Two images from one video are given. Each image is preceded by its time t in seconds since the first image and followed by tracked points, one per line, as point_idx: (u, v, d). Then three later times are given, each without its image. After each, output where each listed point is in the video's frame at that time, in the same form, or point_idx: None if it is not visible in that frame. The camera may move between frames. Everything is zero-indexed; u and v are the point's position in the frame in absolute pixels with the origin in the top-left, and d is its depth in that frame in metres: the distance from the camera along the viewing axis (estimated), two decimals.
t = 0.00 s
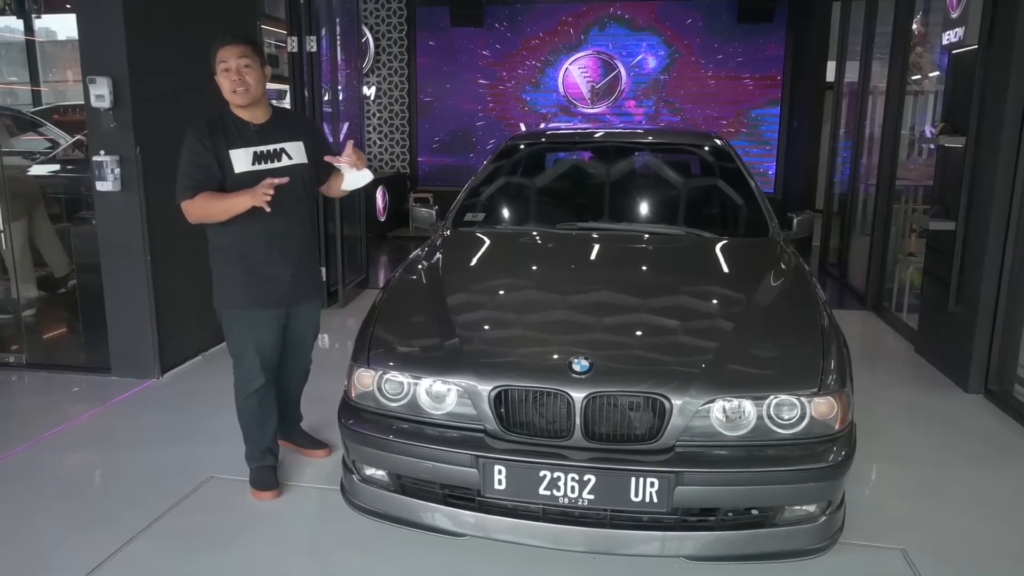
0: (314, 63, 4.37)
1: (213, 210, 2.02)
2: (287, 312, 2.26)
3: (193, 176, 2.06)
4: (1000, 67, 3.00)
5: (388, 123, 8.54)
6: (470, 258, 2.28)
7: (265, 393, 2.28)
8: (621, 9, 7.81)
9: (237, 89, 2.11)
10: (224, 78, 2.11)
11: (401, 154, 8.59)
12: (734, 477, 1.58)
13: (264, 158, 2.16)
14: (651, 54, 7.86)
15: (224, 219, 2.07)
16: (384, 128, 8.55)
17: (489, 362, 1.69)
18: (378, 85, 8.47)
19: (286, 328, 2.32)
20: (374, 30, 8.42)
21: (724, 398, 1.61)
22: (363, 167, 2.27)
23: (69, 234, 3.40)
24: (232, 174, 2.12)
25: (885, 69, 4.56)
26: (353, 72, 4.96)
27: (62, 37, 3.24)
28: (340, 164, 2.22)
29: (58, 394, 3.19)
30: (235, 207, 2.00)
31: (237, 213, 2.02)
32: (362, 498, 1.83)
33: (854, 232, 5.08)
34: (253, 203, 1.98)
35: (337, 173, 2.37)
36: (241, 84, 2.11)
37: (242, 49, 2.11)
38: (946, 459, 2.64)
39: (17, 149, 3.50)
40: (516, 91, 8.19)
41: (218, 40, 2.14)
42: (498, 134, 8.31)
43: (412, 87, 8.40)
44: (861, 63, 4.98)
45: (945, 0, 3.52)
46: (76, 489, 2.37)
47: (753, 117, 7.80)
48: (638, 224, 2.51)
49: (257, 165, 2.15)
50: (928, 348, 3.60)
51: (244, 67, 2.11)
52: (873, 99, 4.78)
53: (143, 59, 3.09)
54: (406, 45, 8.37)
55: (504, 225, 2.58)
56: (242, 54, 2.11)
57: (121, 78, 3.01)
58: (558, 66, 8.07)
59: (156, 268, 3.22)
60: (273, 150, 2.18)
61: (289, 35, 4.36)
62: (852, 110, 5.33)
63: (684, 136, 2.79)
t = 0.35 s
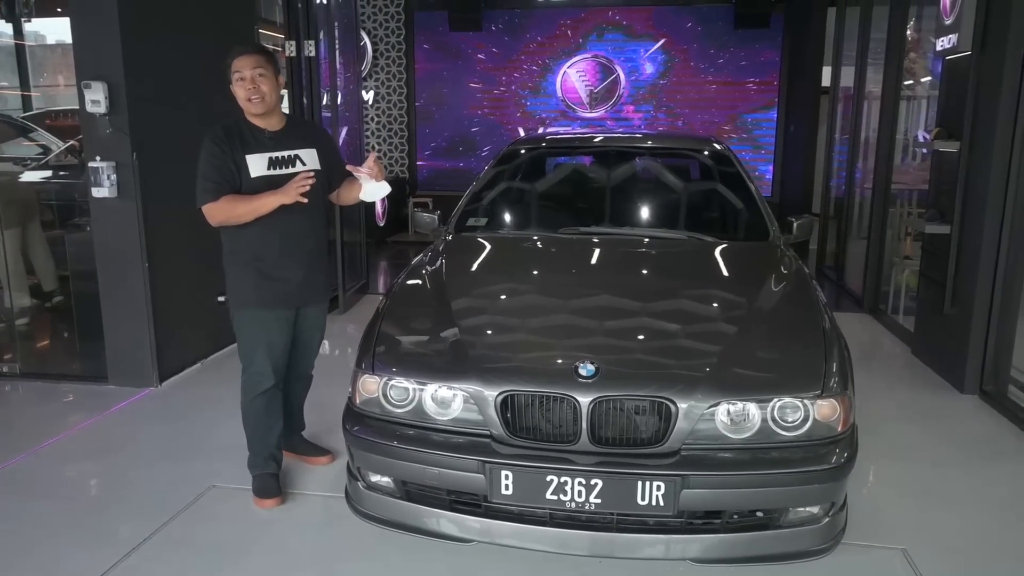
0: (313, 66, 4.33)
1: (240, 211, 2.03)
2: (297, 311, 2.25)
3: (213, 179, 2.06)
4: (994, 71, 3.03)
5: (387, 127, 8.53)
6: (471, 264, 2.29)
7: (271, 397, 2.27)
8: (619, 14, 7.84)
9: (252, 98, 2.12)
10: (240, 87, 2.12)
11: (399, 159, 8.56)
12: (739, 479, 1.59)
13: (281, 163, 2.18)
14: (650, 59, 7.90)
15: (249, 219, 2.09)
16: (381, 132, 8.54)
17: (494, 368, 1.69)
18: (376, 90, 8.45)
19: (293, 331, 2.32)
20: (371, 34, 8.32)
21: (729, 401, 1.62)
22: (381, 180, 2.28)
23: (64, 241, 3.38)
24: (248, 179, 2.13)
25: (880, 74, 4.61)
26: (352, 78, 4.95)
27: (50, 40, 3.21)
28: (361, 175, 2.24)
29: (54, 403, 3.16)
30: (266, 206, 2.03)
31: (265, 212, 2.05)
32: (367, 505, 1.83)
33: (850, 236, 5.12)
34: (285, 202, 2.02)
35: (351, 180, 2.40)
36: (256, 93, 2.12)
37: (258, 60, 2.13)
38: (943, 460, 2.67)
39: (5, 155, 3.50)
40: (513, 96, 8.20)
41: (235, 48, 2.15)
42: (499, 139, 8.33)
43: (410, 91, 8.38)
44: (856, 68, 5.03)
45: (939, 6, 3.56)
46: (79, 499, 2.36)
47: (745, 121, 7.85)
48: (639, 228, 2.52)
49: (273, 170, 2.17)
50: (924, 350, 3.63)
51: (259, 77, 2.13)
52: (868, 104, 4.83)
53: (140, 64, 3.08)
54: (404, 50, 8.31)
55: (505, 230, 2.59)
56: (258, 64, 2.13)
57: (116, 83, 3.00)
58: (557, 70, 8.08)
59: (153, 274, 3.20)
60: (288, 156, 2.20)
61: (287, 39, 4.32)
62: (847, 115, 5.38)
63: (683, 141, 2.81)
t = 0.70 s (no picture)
0: (309, 68, 4.34)
1: (249, 206, 2.02)
2: (300, 309, 2.25)
3: (222, 180, 2.06)
4: (987, 70, 3.07)
5: (383, 129, 8.48)
6: (472, 265, 2.29)
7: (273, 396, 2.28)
8: (614, 14, 7.88)
9: (265, 98, 2.13)
10: (251, 87, 2.13)
11: (398, 160, 8.52)
12: (744, 476, 1.60)
13: (290, 164, 2.19)
14: (645, 59, 7.92)
15: (258, 216, 2.08)
16: (380, 133, 8.48)
17: (499, 368, 1.70)
18: (372, 92, 8.42)
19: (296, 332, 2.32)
20: (367, 36, 8.30)
21: (733, 398, 1.63)
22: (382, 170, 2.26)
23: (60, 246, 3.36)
24: (258, 179, 2.14)
25: (874, 74, 4.64)
26: (349, 79, 4.95)
27: (39, 44, 3.21)
28: (361, 167, 2.22)
29: (52, 409, 3.15)
30: (274, 198, 2.02)
31: (273, 206, 2.04)
32: (373, 508, 1.83)
33: (847, 233, 5.15)
34: (292, 191, 2.01)
35: (354, 178, 2.40)
36: (270, 93, 2.14)
37: (271, 62, 2.16)
38: (941, 455, 2.69)
39: None
40: (507, 97, 8.22)
41: (247, 51, 2.18)
42: (495, 140, 8.34)
43: (409, 91, 8.37)
44: (850, 67, 5.07)
45: (932, 5, 3.59)
46: (81, 505, 2.35)
47: (738, 120, 7.90)
48: (639, 228, 2.53)
49: (283, 170, 2.18)
50: (920, 345, 3.66)
51: (272, 79, 2.15)
52: (862, 103, 4.87)
53: (135, 68, 3.06)
54: (401, 51, 8.30)
55: (506, 231, 2.60)
56: (271, 66, 2.15)
57: (112, 86, 2.98)
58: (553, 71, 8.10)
59: (150, 279, 3.19)
60: (297, 157, 2.21)
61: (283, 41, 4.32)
62: (842, 115, 5.42)
63: (682, 140, 2.82)
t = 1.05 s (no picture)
0: (303, 68, 4.37)
1: (234, 201, 2.00)
2: (295, 309, 2.25)
3: (218, 178, 2.06)
4: (978, 71, 3.10)
5: (376, 129, 8.43)
6: (468, 265, 2.29)
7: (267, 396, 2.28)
8: (606, 15, 7.88)
9: (267, 96, 2.13)
10: (253, 85, 2.13)
11: (392, 160, 8.47)
12: (742, 475, 1.61)
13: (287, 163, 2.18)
14: (637, 60, 7.95)
15: (243, 212, 2.06)
16: (372, 133, 8.43)
17: (498, 369, 1.70)
18: (365, 91, 8.35)
19: (291, 333, 2.31)
20: (360, 35, 8.30)
21: (731, 398, 1.64)
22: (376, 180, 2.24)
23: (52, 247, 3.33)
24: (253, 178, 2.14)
25: (865, 76, 4.68)
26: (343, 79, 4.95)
27: (25, 41, 3.16)
28: (355, 174, 2.21)
29: (44, 411, 3.12)
30: (259, 193, 1.99)
31: (257, 201, 2.01)
32: (372, 509, 1.83)
33: (839, 233, 5.19)
34: (276, 186, 1.98)
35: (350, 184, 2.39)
36: (271, 92, 2.14)
37: (273, 61, 2.15)
38: (934, 452, 2.72)
39: None
40: (500, 97, 8.23)
41: (247, 50, 2.17)
42: (488, 141, 8.35)
43: (401, 91, 8.33)
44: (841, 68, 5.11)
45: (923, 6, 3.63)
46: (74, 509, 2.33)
47: (729, 121, 7.93)
48: (634, 228, 2.54)
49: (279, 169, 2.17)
50: (912, 344, 3.69)
51: (274, 77, 2.15)
52: (854, 104, 4.90)
53: (128, 67, 3.05)
54: (394, 51, 8.26)
55: (502, 231, 2.60)
56: (273, 65, 2.15)
57: (104, 86, 2.96)
58: (545, 72, 8.11)
59: (144, 280, 3.17)
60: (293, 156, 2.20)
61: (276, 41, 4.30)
62: (834, 115, 5.45)
63: (677, 141, 2.83)
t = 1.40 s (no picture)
0: (297, 68, 4.33)
1: (217, 194, 1.98)
2: (289, 311, 2.24)
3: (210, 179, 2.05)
4: (971, 73, 3.11)
5: (370, 129, 8.45)
6: (462, 265, 2.29)
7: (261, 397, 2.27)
8: (600, 16, 7.89)
9: (261, 96, 2.13)
10: (248, 84, 2.12)
11: (384, 160, 8.49)
12: (737, 475, 1.62)
13: (279, 163, 2.18)
14: (630, 61, 7.97)
15: (230, 206, 2.03)
16: (365, 134, 8.45)
17: (494, 370, 1.70)
18: (359, 91, 8.37)
19: (284, 333, 2.31)
20: (354, 35, 8.26)
21: (727, 398, 1.64)
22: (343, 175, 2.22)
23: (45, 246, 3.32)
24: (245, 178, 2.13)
25: (859, 76, 4.69)
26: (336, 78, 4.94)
27: (16, 40, 3.13)
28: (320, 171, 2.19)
29: (36, 412, 3.10)
30: (239, 181, 1.96)
31: (238, 191, 1.98)
32: (367, 509, 1.82)
33: (832, 234, 5.21)
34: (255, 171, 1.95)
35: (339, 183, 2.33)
36: (266, 92, 2.13)
37: (268, 61, 2.14)
38: (927, 452, 2.73)
39: None
40: (494, 97, 8.23)
41: (242, 49, 2.15)
42: (482, 141, 8.35)
43: (395, 91, 8.32)
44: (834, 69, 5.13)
45: (916, 8, 3.65)
46: (67, 510, 2.32)
47: (723, 121, 7.95)
48: (628, 228, 2.55)
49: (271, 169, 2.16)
50: (905, 344, 3.71)
51: (268, 77, 2.14)
52: (847, 105, 4.92)
53: (121, 67, 3.03)
54: (387, 50, 8.24)
55: (496, 231, 2.60)
56: (268, 65, 2.14)
57: (97, 85, 2.95)
58: (539, 73, 8.12)
59: (137, 280, 3.16)
60: (286, 155, 2.19)
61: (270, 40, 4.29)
62: (827, 116, 5.47)
63: (670, 142, 2.84)
